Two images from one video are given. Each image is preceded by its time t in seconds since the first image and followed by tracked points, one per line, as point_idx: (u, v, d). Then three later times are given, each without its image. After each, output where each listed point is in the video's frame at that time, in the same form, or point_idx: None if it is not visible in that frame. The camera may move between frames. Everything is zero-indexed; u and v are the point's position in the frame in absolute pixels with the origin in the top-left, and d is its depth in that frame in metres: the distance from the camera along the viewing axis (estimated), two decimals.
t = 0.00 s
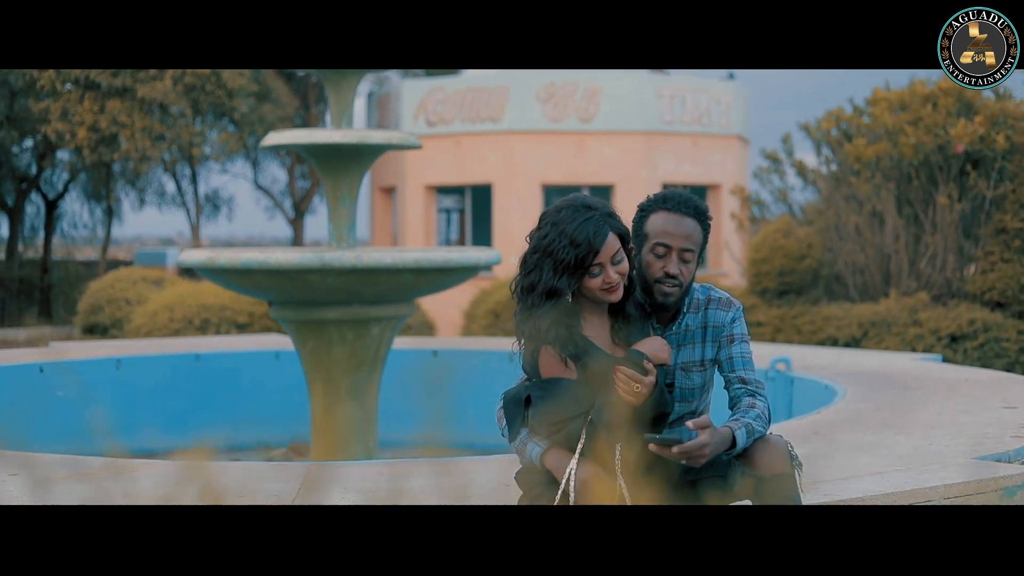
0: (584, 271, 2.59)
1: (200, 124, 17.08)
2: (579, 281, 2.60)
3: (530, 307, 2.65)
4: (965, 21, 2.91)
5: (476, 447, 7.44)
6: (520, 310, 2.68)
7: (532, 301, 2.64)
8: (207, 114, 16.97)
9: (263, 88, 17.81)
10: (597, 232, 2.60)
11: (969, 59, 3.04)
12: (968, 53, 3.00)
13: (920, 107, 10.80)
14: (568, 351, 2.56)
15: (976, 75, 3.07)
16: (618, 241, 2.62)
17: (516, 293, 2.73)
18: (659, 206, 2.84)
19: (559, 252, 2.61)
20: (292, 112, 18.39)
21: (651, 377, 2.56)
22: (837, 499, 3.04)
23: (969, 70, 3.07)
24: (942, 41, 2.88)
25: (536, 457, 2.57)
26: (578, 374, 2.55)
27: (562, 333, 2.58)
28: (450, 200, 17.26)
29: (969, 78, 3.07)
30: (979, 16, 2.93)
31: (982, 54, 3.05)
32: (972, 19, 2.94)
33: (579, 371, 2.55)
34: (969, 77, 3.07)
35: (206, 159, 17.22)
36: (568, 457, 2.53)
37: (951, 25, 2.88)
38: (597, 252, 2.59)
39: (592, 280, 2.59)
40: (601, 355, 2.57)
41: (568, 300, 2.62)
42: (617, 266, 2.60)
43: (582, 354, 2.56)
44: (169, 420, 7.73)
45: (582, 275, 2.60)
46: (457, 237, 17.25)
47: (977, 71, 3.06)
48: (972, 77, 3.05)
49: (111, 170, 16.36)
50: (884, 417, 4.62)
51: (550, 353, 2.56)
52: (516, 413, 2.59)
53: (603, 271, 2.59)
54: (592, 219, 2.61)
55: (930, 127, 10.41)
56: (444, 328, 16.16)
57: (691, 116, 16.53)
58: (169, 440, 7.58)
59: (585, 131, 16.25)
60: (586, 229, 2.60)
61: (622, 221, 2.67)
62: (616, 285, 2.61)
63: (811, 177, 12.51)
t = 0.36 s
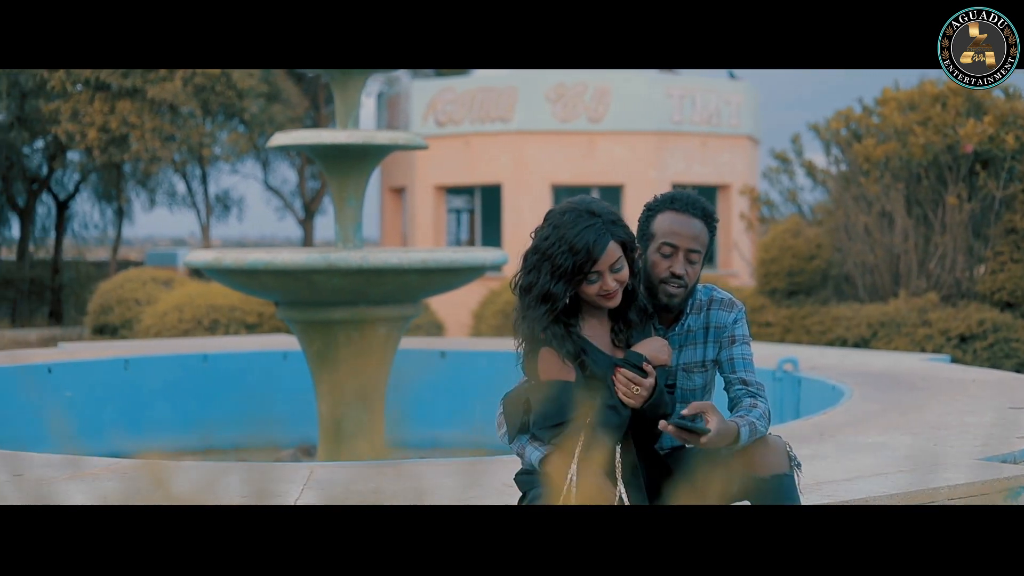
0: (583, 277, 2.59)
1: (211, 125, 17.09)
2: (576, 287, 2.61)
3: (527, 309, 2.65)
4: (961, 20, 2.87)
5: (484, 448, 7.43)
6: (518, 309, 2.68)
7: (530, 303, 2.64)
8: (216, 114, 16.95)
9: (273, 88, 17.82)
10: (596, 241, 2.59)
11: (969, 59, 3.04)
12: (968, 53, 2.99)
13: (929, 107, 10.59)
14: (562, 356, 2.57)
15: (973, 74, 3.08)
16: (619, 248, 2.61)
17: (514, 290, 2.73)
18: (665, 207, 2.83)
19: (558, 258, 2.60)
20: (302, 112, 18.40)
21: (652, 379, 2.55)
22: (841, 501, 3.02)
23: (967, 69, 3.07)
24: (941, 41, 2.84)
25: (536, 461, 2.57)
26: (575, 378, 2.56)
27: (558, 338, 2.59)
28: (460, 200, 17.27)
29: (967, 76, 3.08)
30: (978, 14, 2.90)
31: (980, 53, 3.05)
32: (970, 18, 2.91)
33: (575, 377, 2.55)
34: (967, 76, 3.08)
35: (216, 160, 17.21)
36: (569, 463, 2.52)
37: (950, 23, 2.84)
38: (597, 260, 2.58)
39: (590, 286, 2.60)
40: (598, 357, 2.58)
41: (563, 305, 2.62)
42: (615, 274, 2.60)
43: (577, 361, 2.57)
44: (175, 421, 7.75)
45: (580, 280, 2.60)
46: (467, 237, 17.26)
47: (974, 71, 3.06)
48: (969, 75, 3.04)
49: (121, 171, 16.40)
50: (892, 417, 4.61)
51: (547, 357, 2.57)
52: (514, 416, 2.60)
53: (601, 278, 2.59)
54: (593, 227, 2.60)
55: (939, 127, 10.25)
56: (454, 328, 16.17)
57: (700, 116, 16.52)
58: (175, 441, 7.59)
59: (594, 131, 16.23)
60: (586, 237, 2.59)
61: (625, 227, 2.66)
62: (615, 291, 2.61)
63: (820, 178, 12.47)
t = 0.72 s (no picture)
0: (582, 278, 2.59)
1: (221, 125, 17.10)
2: (575, 288, 2.61)
3: (526, 313, 2.65)
4: (960, 19, 2.86)
5: (492, 448, 7.44)
6: (517, 314, 2.68)
7: (529, 307, 2.64)
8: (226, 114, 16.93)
9: (284, 88, 17.79)
10: (594, 241, 2.59)
11: (969, 58, 3.03)
12: (969, 52, 2.98)
13: (937, 106, 9.90)
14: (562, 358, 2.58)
15: (974, 74, 3.08)
16: (616, 249, 2.61)
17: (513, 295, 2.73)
18: (667, 207, 2.83)
19: (557, 261, 2.60)
20: (313, 112, 18.37)
21: (649, 377, 2.53)
22: (846, 501, 3.01)
23: (967, 68, 3.06)
24: (940, 41, 2.84)
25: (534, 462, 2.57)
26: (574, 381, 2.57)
27: (557, 340, 2.59)
28: (471, 200, 17.31)
29: (967, 74, 3.08)
30: (977, 14, 2.90)
31: (981, 52, 3.05)
32: (968, 17, 2.90)
33: (571, 377, 2.56)
34: (967, 75, 3.08)
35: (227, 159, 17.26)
36: (566, 463, 2.51)
37: (949, 22, 2.83)
38: (596, 260, 2.58)
39: (590, 287, 2.60)
40: (598, 357, 2.59)
41: (563, 307, 2.62)
42: (614, 274, 2.60)
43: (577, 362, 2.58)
44: (182, 420, 7.75)
45: (579, 282, 2.60)
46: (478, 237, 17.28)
47: (974, 70, 3.07)
48: (970, 74, 3.04)
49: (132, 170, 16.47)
50: (900, 418, 4.61)
51: (546, 359, 2.57)
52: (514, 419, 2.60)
53: (599, 279, 2.59)
54: (590, 227, 2.60)
55: (949, 125, 9.23)
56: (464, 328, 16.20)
57: (711, 116, 16.51)
58: (181, 440, 7.60)
59: (605, 131, 16.22)
60: (584, 238, 2.59)
61: (623, 228, 2.66)
62: (614, 291, 2.61)
63: (833, 178, 12.40)
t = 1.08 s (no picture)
0: (584, 276, 2.59)
1: (232, 125, 17.13)
2: (577, 285, 2.61)
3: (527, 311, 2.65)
4: (960, 19, 2.94)
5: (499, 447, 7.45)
6: (517, 312, 2.68)
7: (531, 305, 2.63)
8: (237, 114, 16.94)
9: (294, 88, 17.79)
10: (595, 238, 2.59)
11: (969, 59, 3.09)
12: (968, 52, 3.04)
13: (948, 108, 10.07)
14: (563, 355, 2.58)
15: (974, 73, 3.13)
16: (617, 245, 2.62)
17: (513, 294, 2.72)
18: (665, 207, 2.83)
19: (558, 258, 2.60)
20: (323, 112, 18.38)
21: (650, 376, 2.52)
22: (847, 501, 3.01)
23: (967, 68, 3.12)
24: (940, 41, 2.91)
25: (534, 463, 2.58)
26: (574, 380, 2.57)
27: (557, 340, 2.59)
28: (482, 200, 17.29)
29: (969, 74, 3.13)
30: (977, 14, 2.96)
31: (980, 52, 3.10)
32: (968, 17, 2.97)
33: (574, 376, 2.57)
34: (969, 74, 3.13)
35: (237, 160, 17.26)
36: (567, 463, 2.52)
37: (949, 22, 2.91)
38: (596, 257, 2.58)
39: (591, 284, 2.60)
40: (598, 357, 2.59)
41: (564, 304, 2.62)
42: (615, 270, 2.60)
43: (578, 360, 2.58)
44: (193, 419, 7.79)
45: (580, 279, 2.60)
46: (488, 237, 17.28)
47: (974, 70, 3.12)
48: (971, 74, 3.09)
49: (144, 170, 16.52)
50: (906, 418, 4.62)
51: (547, 358, 2.57)
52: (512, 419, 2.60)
53: (601, 275, 2.59)
54: (591, 223, 2.60)
55: (958, 126, 9.68)
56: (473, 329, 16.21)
57: (721, 116, 16.51)
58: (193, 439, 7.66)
59: (615, 131, 16.21)
60: (585, 234, 2.59)
61: (623, 225, 2.66)
62: (615, 290, 2.61)
63: (842, 178, 12.37)
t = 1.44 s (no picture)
0: (581, 274, 2.59)
1: (239, 125, 17.12)
2: (575, 282, 2.60)
3: (526, 308, 2.65)
4: (961, 19, 2.93)
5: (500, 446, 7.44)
6: (516, 309, 2.68)
7: (529, 303, 2.64)
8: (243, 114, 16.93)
9: (301, 88, 17.78)
10: (592, 235, 2.58)
11: (969, 59, 3.10)
12: (969, 52, 3.05)
13: (955, 108, 10.08)
14: (561, 352, 2.57)
15: (975, 75, 3.16)
16: (614, 243, 2.61)
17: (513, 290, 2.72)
18: (662, 207, 2.82)
19: (556, 256, 2.59)
20: (329, 112, 18.38)
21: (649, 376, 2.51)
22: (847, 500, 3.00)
23: (969, 70, 3.15)
24: (941, 41, 2.91)
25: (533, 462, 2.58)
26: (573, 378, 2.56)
27: (556, 338, 2.59)
28: (488, 200, 17.25)
29: (969, 76, 3.15)
30: (978, 14, 2.94)
31: (981, 53, 3.12)
32: (970, 17, 2.96)
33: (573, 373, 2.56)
34: (969, 76, 3.16)
35: (245, 159, 17.25)
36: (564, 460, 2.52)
37: (950, 22, 2.90)
38: (594, 254, 2.57)
39: (588, 282, 2.59)
40: (596, 355, 2.58)
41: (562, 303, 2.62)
42: (612, 268, 2.60)
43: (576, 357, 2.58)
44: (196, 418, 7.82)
45: (578, 278, 2.59)
46: (494, 238, 17.27)
47: (976, 73, 3.15)
48: (972, 77, 3.13)
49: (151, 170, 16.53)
50: (908, 418, 4.61)
51: (545, 355, 2.57)
52: (512, 416, 2.61)
53: (598, 273, 2.58)
54: (589, 221, 2.59)
55: (964, 126, 9.69)
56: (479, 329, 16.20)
57: (727, 116, 16.51)
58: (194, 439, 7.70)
59: (622, 131, 16.20)
60: (583, 232, 2.58)
61: (620, 223, 2.65)
62: (613, 288, 2.61)
63: (848, 179, 12.35)
